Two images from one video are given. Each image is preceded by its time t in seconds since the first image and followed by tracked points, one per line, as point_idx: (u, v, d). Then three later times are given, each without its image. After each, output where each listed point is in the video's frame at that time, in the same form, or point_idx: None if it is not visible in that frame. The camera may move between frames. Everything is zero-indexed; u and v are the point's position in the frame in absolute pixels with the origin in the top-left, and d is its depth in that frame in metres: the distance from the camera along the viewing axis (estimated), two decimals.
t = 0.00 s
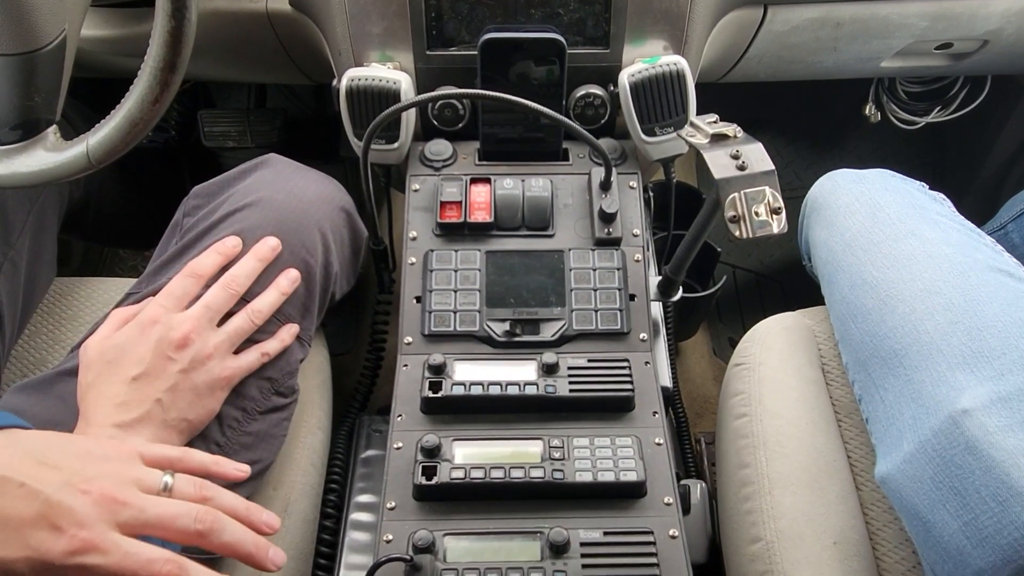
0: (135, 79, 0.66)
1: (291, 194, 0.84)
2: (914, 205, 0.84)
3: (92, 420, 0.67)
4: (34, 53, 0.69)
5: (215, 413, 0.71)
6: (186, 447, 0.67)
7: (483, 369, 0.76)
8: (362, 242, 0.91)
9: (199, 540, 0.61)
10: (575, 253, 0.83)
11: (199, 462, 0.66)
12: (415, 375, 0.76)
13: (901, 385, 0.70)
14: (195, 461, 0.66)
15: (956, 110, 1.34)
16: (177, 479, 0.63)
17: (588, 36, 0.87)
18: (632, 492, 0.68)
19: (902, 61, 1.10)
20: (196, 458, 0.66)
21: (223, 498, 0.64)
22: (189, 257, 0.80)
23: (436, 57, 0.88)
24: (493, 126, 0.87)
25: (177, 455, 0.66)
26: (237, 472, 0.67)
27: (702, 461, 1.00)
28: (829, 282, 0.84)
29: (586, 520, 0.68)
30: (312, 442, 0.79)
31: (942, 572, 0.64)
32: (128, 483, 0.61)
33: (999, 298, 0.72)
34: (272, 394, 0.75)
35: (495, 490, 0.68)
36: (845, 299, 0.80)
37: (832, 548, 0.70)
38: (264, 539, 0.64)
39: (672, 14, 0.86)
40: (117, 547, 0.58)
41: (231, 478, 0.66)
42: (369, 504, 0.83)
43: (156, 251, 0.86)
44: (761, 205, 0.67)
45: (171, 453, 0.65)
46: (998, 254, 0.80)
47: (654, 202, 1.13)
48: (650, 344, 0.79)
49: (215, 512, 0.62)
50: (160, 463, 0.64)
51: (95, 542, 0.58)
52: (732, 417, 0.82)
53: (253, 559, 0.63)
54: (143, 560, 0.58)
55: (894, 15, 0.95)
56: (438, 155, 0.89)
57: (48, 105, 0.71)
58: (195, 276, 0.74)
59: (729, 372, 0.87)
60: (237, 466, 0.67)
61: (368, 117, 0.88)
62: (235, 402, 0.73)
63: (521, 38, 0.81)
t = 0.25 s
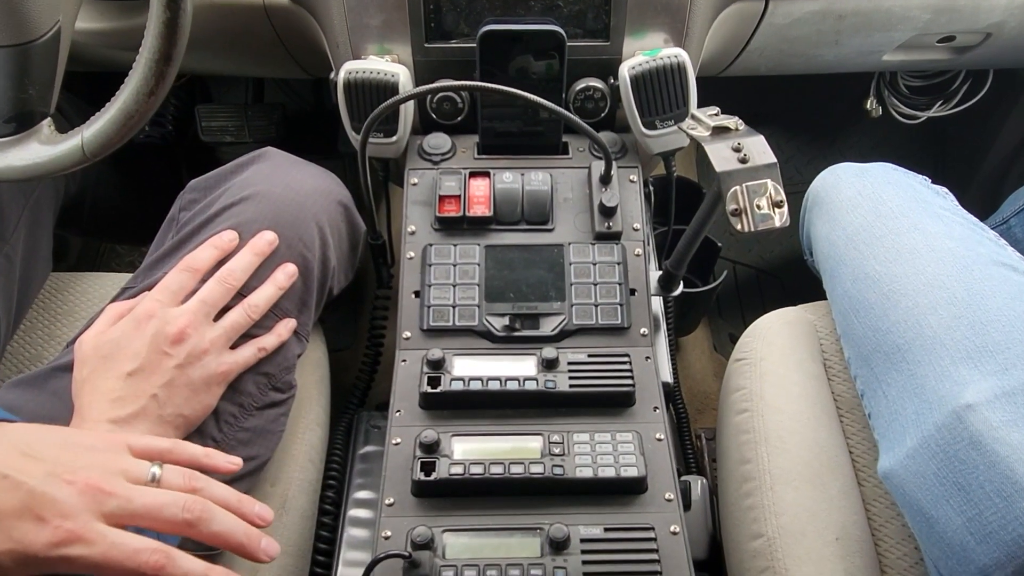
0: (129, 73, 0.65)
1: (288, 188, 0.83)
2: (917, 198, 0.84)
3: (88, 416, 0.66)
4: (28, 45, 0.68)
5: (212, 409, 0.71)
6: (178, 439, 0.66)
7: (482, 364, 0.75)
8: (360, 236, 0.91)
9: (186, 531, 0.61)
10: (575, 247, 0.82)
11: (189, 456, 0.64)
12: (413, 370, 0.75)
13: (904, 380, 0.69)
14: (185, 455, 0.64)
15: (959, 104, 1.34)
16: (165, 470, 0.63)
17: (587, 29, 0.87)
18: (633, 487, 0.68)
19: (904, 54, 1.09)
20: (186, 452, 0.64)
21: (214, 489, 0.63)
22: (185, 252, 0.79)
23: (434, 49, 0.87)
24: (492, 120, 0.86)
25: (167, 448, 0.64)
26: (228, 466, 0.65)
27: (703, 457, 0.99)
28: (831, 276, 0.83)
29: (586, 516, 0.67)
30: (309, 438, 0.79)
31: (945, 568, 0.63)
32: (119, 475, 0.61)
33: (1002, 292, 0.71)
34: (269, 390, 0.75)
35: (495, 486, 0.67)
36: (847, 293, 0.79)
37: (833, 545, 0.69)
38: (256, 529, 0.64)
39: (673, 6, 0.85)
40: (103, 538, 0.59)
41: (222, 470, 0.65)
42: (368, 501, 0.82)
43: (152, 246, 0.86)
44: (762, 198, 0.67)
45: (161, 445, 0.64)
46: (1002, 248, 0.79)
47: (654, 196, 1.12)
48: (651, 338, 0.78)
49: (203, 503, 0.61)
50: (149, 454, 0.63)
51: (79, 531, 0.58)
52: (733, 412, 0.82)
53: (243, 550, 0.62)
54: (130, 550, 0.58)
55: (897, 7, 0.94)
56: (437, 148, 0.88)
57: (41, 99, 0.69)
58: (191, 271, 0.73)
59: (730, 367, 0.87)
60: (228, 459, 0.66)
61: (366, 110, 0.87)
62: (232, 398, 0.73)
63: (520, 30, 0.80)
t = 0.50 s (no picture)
0: (126, 68, 0.64)
1: (287, 185, 0.82)
2: (920, 195, 0.83)
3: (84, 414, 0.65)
4: (25, 40, 0.66)
5: (210, 407, 0.70)
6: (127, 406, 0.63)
7: (482, 362, 0.74)
8: (359, 234, 0.90)
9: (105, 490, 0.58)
10: (576, 245, 0.81)
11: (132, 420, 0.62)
12: (412, 369, 0.75)
13: (907, 378, 0.69)
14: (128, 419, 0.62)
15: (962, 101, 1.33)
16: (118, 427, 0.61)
17: (588, 25, 0.86)
18: (634, 486, 0.67)
19: (906, 52, 1.09)
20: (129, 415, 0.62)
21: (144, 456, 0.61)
22: (183, 249, 0.79)
23: (434, 46, 0.86)
24: (492, 116, 0.86)
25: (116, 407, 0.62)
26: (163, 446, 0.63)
27: (704, 456, 0.99)
28: (833, 274, 0.83)
29: (587, 515, 0.67)
30: (308, 436, 0.78)
31: (948, 568, 0.62)
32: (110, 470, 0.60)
33: (1006, 290, 0.71)
34: (267, 388, 0.74)
35: (494, 484, 0.67)
36: (850, 291, 0.78)
37: (836, 544, 0.68)
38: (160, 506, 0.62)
39: (674, 2, 0.85)
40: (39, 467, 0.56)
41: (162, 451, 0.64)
42: (367, 500, 0.81)
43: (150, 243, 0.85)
44: (765, 195, 0.66)
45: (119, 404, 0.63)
46: (1006, 246, 0.78)
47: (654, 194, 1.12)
48: (652, 336, 0.77)
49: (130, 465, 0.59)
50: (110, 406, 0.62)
51: (7, 452, 0.54)
52: (735, 411, 0.81)
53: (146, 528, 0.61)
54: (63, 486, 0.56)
55: (899, 3, 0.94)
56: (436, 145, 0.88)
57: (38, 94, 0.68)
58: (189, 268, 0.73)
59: (732, 365, 0.86)
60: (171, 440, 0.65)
61: (365, 107, 0.87)
62: (229, 396, 0.72)
63: (520, 25, 0.80)
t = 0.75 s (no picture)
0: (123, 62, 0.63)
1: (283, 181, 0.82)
2: (922, 192, 0.82)
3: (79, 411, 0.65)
4: (21, 35, 0.63)
5: (206, 405, 0.69)
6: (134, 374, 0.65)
7: (481, 360, 0.74)
8: (357, 231, 0.89)
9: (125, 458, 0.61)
10: (576, 242, 0.81)
11: (143, 392, 0.63)
12: (411, 366, 0.74)
13: (911, 376, 0.68)
14: (139, 392, 0.63)
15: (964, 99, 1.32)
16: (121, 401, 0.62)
17: (588, 20, 0.85)
18: (634, 485, 0.67)
19: (908, 48, 1.08)
20: (141, 388, 0.63)
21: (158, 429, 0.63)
22: (178, 245, 0.78)
23: (433, 41, 0.86)
24: (492, 113, 0.85)
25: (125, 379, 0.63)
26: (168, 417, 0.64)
27: (705, 454, 0.98)
28: (835, 272, 0.82)
29: (587, 514, 0.66)
30: (305, 434, 0.77)
31: (952, 567, 0.62)
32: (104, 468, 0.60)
33: (1010, 287, 0.70)
34: (264, 385, 0.74)
35: (494, 483, 0.66)
36: (852, 288, 0.78)
37: (838, 544, 0.68)
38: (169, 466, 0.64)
39: None
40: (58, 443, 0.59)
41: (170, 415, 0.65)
42: (365, 498, 0.81)
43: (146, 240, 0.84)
44: (766, 191, 0.65)
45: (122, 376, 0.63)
46: (1010, 243, 0.78)
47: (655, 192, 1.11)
48: (652, 334, 0.77)
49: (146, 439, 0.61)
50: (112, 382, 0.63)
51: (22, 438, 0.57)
52: (735, 409, 0.81)
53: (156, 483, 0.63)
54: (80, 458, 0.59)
55: None
56: (435, 142, 0.87)
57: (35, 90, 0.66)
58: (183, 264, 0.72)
59: (732, 363, 0.85)
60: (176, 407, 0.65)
61: (363, 102, 0.86)
62: (226, 394, 0.71)
63: (520, 20, 0.79)
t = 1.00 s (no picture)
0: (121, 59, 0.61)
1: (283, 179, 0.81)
2: (924, 191, 0.82)
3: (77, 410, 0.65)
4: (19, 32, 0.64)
5: (205, 404, 0.69)
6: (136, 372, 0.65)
7: (481, 359, 0.74)
8: (356, 230, 0.89)
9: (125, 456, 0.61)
10: (576, 240, 0.81)
11: (145, 391, 0.63)
12: (410, 365, 0.74)
13: (912, 375, 0.68)
14: (141, 390, 0.63)
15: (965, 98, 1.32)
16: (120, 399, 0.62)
17: (588, 18, 0.85)
18: (635, 484, 0.66)
19: (909, 47, 1.08)
20: (143, 387, 0.63)
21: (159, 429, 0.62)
22: (177, 244, 0.78)
23: (433, 39, 0.85)
24: (492, 111, 0.85)
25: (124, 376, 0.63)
26: (168, 417, 0.64)
27: (705, 454, 0.98)
28: (836, 271, 0.82)
29: (588, 514, 0.66)
30: (304, 433, 0.77)
31: (954, 567, 0.62)
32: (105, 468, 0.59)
33: (1012, 286, 0.70)
34: (264, 385, 0.73)
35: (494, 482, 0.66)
36: (853, 287, 0.77)
37: (839, 544, 0.67)
38: (168, 465, 0.64)
39: None
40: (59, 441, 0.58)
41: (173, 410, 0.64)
42: (364, 498, 0.81)
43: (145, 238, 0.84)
44: (768, 189, 0.65)
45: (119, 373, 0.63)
46: (1011, 242, 0.78)
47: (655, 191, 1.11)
48: (653, 333, 0.76)
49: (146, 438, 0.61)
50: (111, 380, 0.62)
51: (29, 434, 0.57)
52: (737, 409, 0.80)
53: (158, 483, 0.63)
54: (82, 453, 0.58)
55: None
56: (435, 140, 0.87)
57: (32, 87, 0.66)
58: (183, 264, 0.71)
59: (733, 362, 0.85)
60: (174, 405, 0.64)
61: (363, 100, 0.86)
62: (225, 393, 0.71)
63: (520, 18, 0.79)
